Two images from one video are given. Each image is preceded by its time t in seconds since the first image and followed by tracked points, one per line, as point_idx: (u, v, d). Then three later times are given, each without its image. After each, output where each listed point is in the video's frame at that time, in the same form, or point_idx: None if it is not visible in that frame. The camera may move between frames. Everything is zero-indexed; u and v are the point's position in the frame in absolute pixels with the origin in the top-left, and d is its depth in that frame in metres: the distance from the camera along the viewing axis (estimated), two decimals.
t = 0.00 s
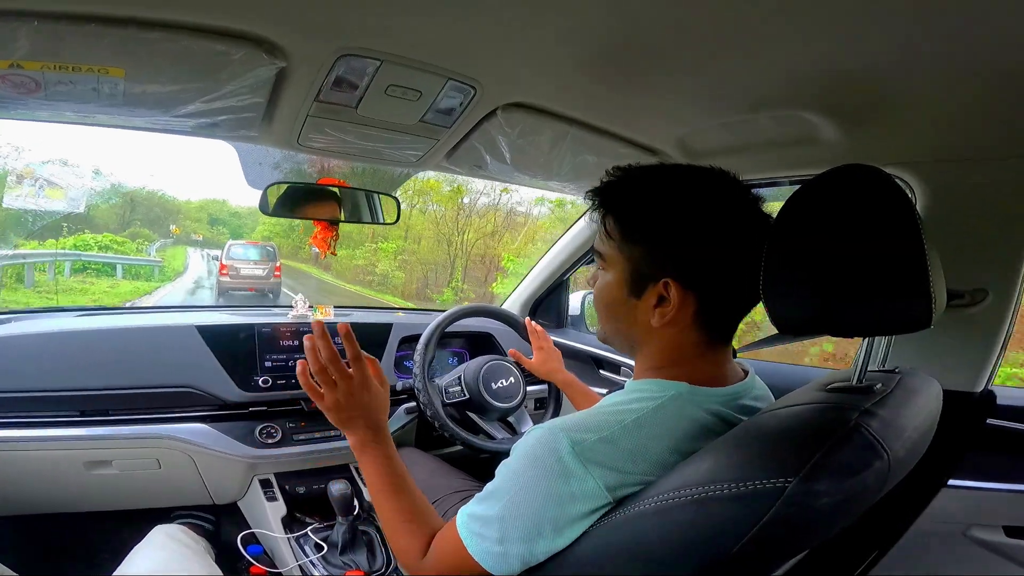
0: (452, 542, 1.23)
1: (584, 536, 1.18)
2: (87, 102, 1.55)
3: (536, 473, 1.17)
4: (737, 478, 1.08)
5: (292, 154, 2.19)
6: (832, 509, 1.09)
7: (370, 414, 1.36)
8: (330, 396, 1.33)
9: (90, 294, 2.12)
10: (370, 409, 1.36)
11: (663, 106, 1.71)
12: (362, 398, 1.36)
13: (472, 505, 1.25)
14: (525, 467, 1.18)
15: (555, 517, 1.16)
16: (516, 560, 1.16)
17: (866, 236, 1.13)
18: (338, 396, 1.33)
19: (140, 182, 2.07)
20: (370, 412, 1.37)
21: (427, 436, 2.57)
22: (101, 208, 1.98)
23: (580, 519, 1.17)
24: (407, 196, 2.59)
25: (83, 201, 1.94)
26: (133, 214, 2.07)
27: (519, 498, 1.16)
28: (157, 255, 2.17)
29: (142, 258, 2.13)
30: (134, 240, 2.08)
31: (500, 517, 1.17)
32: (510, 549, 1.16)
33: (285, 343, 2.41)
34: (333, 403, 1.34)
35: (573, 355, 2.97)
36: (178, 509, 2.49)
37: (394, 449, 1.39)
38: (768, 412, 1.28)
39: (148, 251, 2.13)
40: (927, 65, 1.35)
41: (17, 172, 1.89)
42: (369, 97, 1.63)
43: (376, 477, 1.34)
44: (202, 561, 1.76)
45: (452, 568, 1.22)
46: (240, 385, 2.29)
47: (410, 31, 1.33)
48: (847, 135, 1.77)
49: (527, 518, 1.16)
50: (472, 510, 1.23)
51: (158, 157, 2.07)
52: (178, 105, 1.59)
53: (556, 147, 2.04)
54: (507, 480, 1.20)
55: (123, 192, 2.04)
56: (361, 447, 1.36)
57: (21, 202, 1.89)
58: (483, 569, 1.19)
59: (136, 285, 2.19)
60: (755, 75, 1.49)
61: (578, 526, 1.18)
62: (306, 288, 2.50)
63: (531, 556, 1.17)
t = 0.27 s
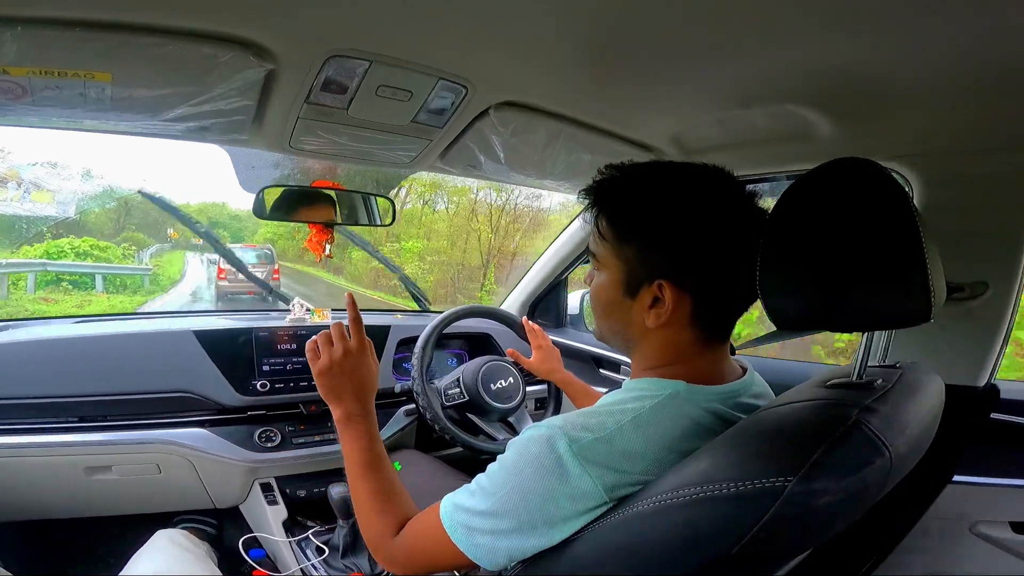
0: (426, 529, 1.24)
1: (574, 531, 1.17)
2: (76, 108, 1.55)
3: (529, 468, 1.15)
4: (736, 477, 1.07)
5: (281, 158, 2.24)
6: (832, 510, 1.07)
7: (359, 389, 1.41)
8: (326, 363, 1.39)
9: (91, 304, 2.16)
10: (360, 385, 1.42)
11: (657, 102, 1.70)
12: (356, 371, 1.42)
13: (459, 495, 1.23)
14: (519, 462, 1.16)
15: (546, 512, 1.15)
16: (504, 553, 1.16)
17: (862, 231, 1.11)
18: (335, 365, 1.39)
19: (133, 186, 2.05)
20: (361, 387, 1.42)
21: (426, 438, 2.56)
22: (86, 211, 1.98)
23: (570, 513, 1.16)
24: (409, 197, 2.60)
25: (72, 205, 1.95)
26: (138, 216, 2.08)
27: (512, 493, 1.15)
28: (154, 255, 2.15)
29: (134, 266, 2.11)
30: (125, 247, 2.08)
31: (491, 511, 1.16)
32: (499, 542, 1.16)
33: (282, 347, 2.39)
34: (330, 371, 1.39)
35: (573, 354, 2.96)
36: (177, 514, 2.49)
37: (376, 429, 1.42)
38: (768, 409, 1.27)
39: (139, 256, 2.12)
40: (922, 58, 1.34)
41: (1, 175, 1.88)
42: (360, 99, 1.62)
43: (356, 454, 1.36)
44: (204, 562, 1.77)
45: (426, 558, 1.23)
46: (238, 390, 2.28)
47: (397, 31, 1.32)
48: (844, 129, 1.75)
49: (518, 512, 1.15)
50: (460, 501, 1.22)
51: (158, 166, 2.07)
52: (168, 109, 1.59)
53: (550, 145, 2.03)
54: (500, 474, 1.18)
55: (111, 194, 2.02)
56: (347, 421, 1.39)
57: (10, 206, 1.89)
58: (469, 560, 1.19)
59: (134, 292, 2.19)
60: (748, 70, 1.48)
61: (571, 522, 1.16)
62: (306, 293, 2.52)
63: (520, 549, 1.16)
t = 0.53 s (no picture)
0: (435, 533, 1.24)
1: (579, 534, 1.16)
2: (65, 116, 1.55)
3: (532, 471, 1.15)
4: (735, 476, 1.06)
5: (279, 161, 2.19)
6: (833, 507, 1.06)
7: (379, 395, 1.41)
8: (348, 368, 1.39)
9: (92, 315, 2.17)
10: (380, 391, 1.41)
11: (647, 100, 1.70)
12: (377, 377, 1.42)
13: (465, 500, 1.23)
14: (520, 465, 1.16)
15: (549, 514, 1.14)
16: (510, 556, 1.15)
17: (857, 226, 1.10)
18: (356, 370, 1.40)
19: (126, 189, 2.07)
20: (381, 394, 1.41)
21: (427, 440, 2.57)
22: (77, 216, 1.99)
23: (575, 515, 1.15)
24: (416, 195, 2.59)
25: (57, 208, 1.95)
26: (141, 225, 2.12)
27: (515, 495, 1.14)
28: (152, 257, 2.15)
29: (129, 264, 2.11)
30: (108, 253, 2.05)
31: (494, 515, 1.16)
32: (505, 546, 1.15)
33: (281, 352, 2.41)
34: (351, 376, 1.40)
35: (573, 354, 2.96)
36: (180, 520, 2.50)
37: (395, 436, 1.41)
38: (767, 406, 1.26)
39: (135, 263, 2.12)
40: (914, 51, 1.33)
41: None
42: (351, 102, 1.62)
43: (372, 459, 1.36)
44: (211, 563, 1.81)
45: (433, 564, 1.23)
46: (238, 396, 2.28)
47: (384, 34, 1.32)
48: (836, 123, 1.75)
49: (522, 516, 1.14)
50: (465, 505, 1.21)
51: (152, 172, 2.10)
52: (158, 116, 1.59)
53: (543, 145, 2.02)
54: (502, 478, 1.17)
55: (102, 197, 2.03)
56: (364, 426, 1.40)
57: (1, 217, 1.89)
58: (477, 564, 1.19)
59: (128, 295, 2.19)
60: (739, 66, 1.47)
61: (573, 525, 1.15)
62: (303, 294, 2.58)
63: (526, 552, 1.15)
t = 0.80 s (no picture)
0: (443, 535, 1.23)
1: (581, 530, 1.15)
2: (53, 120, 1.55)
3: (533, 468, 1.14)
4: (736, 469, 1.05)
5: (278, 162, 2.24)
6: (835, 499, 1.05)
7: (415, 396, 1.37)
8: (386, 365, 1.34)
9: (84, 310, 2.15)
10: (413, 392, 1.37)
11: (640, 93, 1.68)
12: (411, 377, 1.37)
13: (468, 499, 1.22)
14: (520, 462, 1.16)
15: (551, 511, 1.13)
16: (513, 553, 1.14)
17: (852, 216, 1.09)
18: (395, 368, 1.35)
19: (117, 191, 2.06)
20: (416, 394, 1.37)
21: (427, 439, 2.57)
22: (65, 221, 1.98)
23: (577, 511, 1.14)
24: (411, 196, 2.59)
25: (41, 211, 1.95)
26: (138, 231, 2.12)
27: (516, 492, 1.14)
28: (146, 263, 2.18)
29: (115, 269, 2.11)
30: (77, 257, 2.02)
31: (496, 512, 1.15)
32: (507, 543, 1.14)
33: (280, 353, 2.41)
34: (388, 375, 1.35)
35: (572, 349, 2.95)
36: (183, 522, 2.51)
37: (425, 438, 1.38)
38: (768, 398, 1.25)
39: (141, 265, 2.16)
40: (908, 40, 1.31)
41: None
42: (342, 101, 1.61)
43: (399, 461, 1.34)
44: (216, 566, 1.82)
45: (440, 566, 1.22)
46: (237, 397, 2.28)
47: (372, 31, 1.31)
48: (831, 113, 1.74)
49: (524, 512, 1.13)
50: (469, 505, 1.21)
51: (145, 173, 2.10)
52: (147, 118, 1.58)
53: (536, 140, 2.01)
54: (504, 475, 1.17)
55: (93, 199, 2.03)
56: (394, 423, 1.37)
57: None
58: (481, 562, 1.18)
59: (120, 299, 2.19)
60: (732, 58, 1.46)
61: (575, 521, 1.15)
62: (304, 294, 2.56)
63: (529, 549, 1.15)
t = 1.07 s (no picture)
0: (449, 537, 1.22)
1: (590, 529, 1.14)
2: (56, 118, 1.54)
3: (543, 466, 1.14)
4: (748, 467, 1.05)
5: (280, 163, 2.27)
6: (846, 495, 1.05)
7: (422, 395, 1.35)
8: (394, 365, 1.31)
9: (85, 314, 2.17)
10: (425, 392, 1.35)
11: (645, 93, 1.68)
12: (424, 377, 1.35)
13: (477, 498, 1.22)
14: (531, 460, 1.15)
15: (561, 509, 1.13)
16: (522, 552, 1.14)
17: (861, 214, 1.09)
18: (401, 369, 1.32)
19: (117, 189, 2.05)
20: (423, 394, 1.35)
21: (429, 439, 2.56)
22: (54, 221, 1.94)
23: (586, 510, 1.14)
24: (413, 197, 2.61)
25: (25, 207, 1.91)
26: (132, 232, 2.08)
27: (527, 491, 1.13)
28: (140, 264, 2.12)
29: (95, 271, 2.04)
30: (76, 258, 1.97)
31: (506, 511, 1.15)
32: (516, 542, 1.14)
33: (282, 354, 2.41)
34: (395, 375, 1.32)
35: (574, 349, 2.95)
36: (183, 524, 2.50)
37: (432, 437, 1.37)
38: (777, 395, 1.25)
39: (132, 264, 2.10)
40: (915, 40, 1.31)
41: None
42: (347, 100, 1.61)
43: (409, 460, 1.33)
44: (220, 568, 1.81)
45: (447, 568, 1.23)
46: (239, 398, 2.27)
47: (378, 30, 1.31)
48: (835, 113, 1.74)
49: (534, 511, 1.13)
50: (478, 504, 1.20)
51: (145, 173, 2.10)
52: (151, 116, 1.57)
53: (541, 140, 2.01)
54: (514, 474, 1.17)
55: (90, 192, 2.00)
56: (404, 424, 1.35)
57: None
58: (489, 560, 1.18)
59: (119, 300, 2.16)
60: (739, 57, 1.46)
61: (585, 520, 1.14)
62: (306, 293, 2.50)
63: (538, 548, 1.14)
